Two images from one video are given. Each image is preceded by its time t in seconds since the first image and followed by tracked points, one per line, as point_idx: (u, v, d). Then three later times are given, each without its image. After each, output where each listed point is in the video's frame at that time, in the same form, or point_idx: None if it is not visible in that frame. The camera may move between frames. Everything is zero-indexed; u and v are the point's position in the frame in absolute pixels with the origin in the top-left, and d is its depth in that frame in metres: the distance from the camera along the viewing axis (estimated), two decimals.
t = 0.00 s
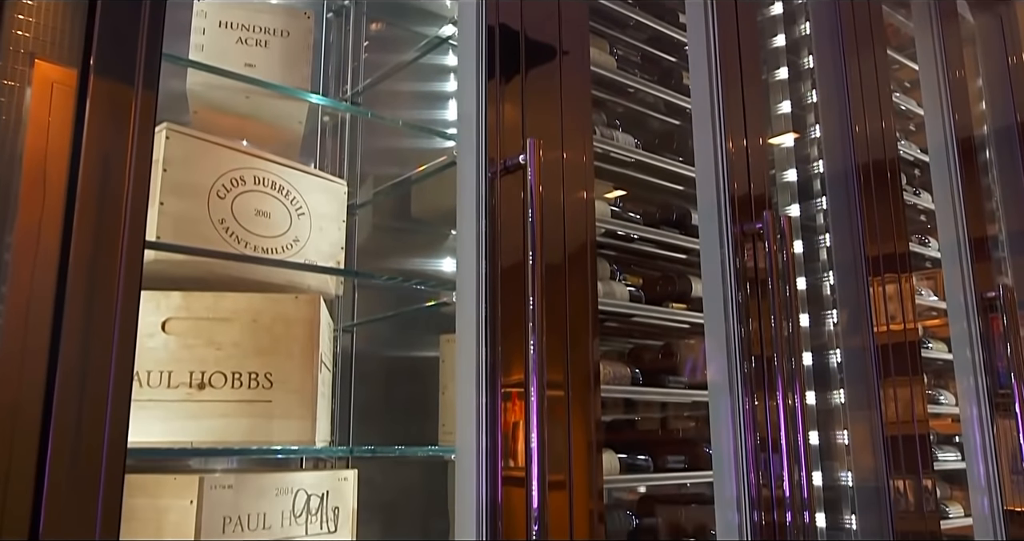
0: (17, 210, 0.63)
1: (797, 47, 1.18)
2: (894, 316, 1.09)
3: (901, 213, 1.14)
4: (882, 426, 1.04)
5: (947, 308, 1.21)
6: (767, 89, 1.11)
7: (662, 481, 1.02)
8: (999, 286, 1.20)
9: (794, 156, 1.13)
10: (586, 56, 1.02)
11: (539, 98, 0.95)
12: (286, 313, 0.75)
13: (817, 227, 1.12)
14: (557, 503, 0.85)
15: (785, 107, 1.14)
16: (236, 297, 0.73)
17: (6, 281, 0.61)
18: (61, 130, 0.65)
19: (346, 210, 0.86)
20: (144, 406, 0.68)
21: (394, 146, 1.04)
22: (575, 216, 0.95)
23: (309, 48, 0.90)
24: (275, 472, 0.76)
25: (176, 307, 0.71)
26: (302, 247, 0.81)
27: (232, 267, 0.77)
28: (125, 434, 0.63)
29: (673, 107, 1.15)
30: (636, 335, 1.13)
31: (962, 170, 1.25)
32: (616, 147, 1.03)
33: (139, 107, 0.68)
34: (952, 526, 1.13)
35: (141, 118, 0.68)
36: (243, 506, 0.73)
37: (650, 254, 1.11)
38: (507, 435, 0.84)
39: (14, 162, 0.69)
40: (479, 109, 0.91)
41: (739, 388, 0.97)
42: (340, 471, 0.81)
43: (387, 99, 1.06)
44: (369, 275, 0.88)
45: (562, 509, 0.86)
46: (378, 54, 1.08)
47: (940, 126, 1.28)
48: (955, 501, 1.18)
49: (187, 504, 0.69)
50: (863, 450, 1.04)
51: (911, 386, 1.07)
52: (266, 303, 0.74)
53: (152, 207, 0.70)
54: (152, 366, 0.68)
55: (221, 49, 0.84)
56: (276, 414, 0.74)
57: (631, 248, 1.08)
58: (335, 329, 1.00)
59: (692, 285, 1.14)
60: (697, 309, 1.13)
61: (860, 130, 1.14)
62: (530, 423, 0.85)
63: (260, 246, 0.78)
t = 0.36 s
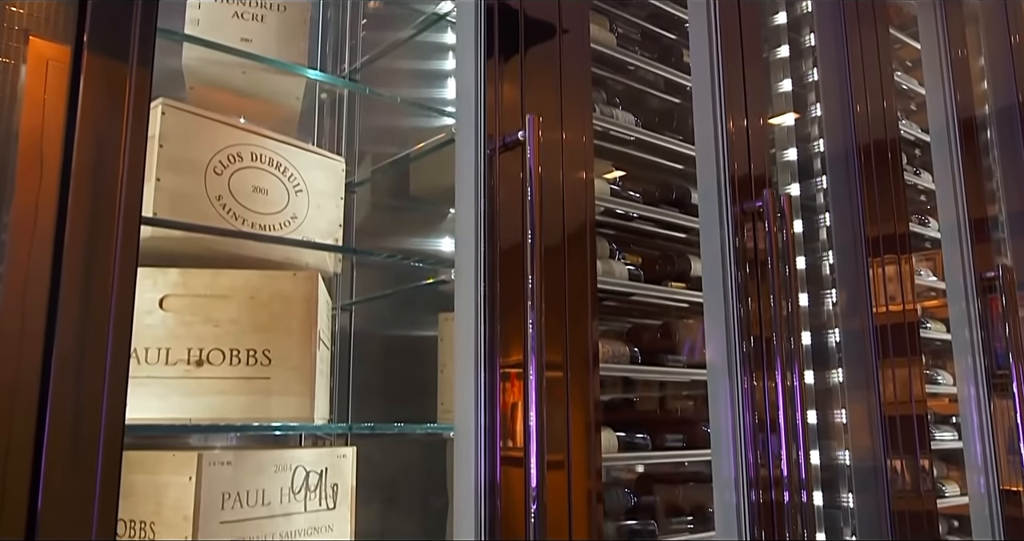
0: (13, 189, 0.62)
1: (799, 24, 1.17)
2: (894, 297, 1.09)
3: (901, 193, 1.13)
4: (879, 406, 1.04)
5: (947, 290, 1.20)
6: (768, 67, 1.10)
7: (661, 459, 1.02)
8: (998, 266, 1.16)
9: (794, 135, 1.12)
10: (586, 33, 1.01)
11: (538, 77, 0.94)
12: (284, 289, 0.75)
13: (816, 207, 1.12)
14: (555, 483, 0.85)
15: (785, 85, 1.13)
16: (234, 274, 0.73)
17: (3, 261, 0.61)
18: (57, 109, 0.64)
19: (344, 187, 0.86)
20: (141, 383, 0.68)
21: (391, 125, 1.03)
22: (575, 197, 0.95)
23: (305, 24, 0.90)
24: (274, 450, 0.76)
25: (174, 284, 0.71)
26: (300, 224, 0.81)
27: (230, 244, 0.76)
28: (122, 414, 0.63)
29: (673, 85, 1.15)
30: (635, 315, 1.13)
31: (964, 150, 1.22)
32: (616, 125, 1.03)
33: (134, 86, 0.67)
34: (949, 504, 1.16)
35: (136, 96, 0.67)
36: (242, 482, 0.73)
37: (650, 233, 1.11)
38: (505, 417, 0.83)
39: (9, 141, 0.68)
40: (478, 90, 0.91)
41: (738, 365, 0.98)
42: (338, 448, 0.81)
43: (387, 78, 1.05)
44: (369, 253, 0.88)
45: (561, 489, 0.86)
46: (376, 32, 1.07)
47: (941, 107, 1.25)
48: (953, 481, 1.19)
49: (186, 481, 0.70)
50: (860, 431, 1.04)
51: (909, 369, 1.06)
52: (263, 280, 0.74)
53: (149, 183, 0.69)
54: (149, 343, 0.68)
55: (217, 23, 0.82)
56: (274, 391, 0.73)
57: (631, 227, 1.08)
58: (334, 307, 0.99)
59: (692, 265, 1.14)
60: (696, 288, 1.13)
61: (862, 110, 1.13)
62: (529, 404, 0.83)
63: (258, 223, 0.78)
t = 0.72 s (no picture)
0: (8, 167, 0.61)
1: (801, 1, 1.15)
2: (893, 276, 1.08)
3: (902, 172, 1.13)
4: (879, 386, 1.04)
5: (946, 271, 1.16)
6: (769, 44, 1.09)
7: (658, 436, 1.03)
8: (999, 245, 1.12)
9: (794, 113, 1.12)
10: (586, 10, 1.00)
11: (538, 55, 0.94)
12: (281, 265, 0.75)
13: (816, 186, 1.12)
14: (553, 462, 0.86)
15: (786, 63, 1.12)
16: (232, 250, 0.73)
17: None
18: (52, 86, 0.63)
19: (342, 163, 0.85)
20: (139, 359, 0.68)
21: (387, 102, 1.02)
22: (574, 177, 0.94)
23: None
24: (272, 426, 0.77)
25: (170, 260, 0.71)
26: (298, 200, 0.80)
27: (228, 219, 0.76)
28: (120, 390, 0.63)
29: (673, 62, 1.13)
30: (632, 294, 1.13)
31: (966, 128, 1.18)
32: (615, 102, 1.03)
33: (128, 62, 0.67)
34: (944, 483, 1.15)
35: (130, 73, 0.67)
36: (241, 457, 0.73)
37: (649, 211, 1.11)
38: (504, 396, 0.84)
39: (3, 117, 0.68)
40: (476, 67, 0.89)
41: (738, 345, 0.97)
42: (337, 425, 0.82)
43: (385, 56, 1.03)
44: (368, 229, 0.87)
45: (559, 469, 0.86)
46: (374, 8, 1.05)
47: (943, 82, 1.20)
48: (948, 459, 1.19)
49: (184, 456, 0.70)
50: (857, 410, 1.04)
51: (907, 349, 1.06)
52: (261, 256, 0.74)
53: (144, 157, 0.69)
54: (147, 318, 0.68)
55: None
56: (273, 367, 0.73)
57: (631, 205, 1.08)
58: (332, 285, 0.99)
59: (692, 243, 1.13)
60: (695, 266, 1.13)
61: (864, 89, 1.12)
62: (527, 383, 0.84)
63: (255, 199, 0.77)
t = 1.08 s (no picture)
0: (3, 144, 0.61)
1: None
2: (892, 255, 1.07)
3: (903, 151, 1.12)
4: (877, 365, 1.04)
5: (946, 248, 1.14)
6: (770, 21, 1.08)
7: (657, 413, 1.03)
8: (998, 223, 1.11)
9: (795, 90, 1.11)
10: None
11: (538, 31, 0.93)
12: (279, 241, 0.74)
13: (817, 163, 1.11)
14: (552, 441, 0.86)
15: (788, 39, 1.12)
16: (229, 225, 0.73)
17: None
18: (47, 62, 0.63)
19: (340, 137, 0.85)
20: (138, 334, 0.68)
21: (385, 79, 1.01)
22: (574, 156, 0.94)
23: None
24: (271, 401, 0.77)
25: (167, 235, 0.70)
26: (295, 175, 0.80)
27: (225, 194, 0.76)
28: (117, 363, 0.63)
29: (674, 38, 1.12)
30: (631, 272, 1.13)
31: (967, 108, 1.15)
32: (615, 77, 1.02)
33: (122, 37, 0.66)
34: (941, 461, 1.15)
35: (125, 48, 0.66)
36: (239, 432, 0.73)
37: (647, 189, 1.11)
38: (503, 376, 0.85)
39: None
40: (476, 43, 0.88)
41: (736, 323, 0.97)
42: (337, 400, 0.82)
43: (384, 32, 1.01)
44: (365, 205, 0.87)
45: (557, 447, 0.87)
46: None
47: (944, 61, 1.17)
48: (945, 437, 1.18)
49: (183, 431, 0.70)
50: (855, 389, 1.04)
51: (907, 328, 1.05)
52: (259, 231, 0.74)
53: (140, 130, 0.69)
54: (144, 294, 0.69)
55: None
56: (271, 342, 0.73)
57: (630, 182, 1.08)
58: (330, 262, 0.99)
59: (692, 221, 1.13)
60: (694, 244, 1.13)
61: (865, 67, 1.11)
62: (525, 361, 0.84)
63: (253, 174, 0.77)
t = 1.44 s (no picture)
0: None
1: None
2: (892, 237, 1.07)
3: (905, 132, 1.12)
4: (875, 346, 1.04)
5: (946, 227, 1.12)
6: None
7: (655, 392, 1.04)
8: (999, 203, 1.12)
9: (796, 69, 1.09)
10: None
11: (538, 9, 0.92)
12: (277, 218, 0.74)
13: (817, 143, 1.09)
14: (551, 423, 0.86)
15: (790, 17, 1.09)
16: (227, 203, 0.73)
17: None
18: (42, 42, 0.62)
19: (338, 115, 0.84)
20: (136, 312, 0.68)
21: (385, 58, 1.01)
22: (574, 136, 0.93)
23: None
24: (270, 380, 0.77)
25: (165, 213, 0.70)
26: (293, 152, 0.79)
27: (223, 171, 0.75)
28: (114, 340, 0.63)
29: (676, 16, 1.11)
30: (631, 252, 1.13)
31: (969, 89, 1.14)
32: (615, 56, 1.01)
33: (117, 17, 0.65)
34: (939, 441, 1.15)
35: (119, 28, 0.65)
36: (238, 410, 0.74)
37: (648, 168, 1.10)
38: (501, 357, 0.85)
39: None
40: (476, 22, 0.88)
41: (736, 304, 0.97)
42: (335, 379, 0.83)
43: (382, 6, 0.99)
44: (362, 181, 0.87)
45: (557, 429, 0.87)
46: None
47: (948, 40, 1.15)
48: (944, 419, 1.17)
49: (182, 409, 0.70)
50: (853, 371, 1.03)
51: (906, 309, 1.06)
52: (257, 209, 0.74)
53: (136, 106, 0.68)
54: (142, 271, 0.68)
55: None
56: (270, 320, 0.73)
57: (630, 161, 1.08)
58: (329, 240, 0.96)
59: (691, 201, 1.13)
60: (694, 223, 1.13)
61: (868, 48, 1.10)
62: (524, 342, 0.84)
63: (250, 151, 0.76)
